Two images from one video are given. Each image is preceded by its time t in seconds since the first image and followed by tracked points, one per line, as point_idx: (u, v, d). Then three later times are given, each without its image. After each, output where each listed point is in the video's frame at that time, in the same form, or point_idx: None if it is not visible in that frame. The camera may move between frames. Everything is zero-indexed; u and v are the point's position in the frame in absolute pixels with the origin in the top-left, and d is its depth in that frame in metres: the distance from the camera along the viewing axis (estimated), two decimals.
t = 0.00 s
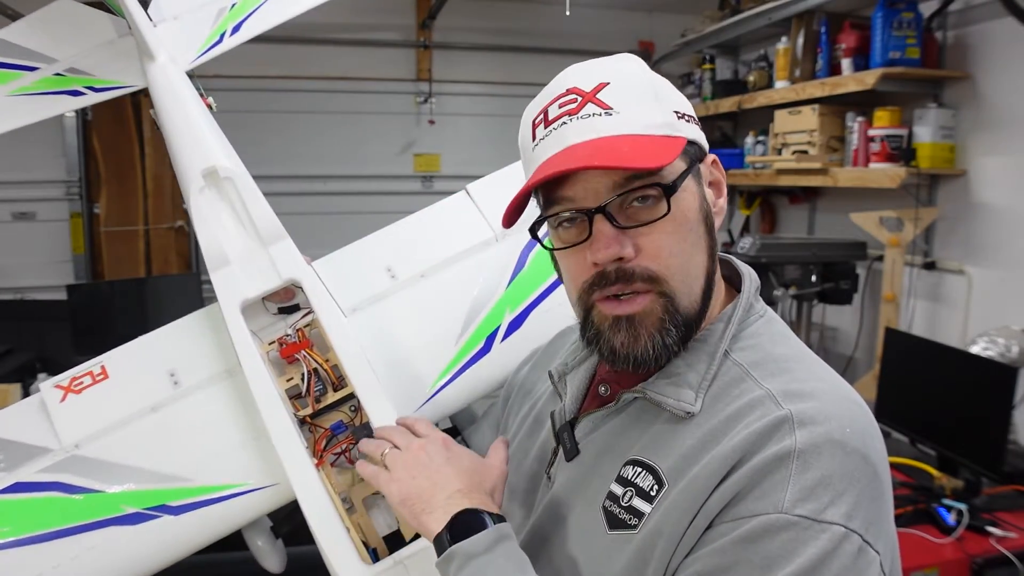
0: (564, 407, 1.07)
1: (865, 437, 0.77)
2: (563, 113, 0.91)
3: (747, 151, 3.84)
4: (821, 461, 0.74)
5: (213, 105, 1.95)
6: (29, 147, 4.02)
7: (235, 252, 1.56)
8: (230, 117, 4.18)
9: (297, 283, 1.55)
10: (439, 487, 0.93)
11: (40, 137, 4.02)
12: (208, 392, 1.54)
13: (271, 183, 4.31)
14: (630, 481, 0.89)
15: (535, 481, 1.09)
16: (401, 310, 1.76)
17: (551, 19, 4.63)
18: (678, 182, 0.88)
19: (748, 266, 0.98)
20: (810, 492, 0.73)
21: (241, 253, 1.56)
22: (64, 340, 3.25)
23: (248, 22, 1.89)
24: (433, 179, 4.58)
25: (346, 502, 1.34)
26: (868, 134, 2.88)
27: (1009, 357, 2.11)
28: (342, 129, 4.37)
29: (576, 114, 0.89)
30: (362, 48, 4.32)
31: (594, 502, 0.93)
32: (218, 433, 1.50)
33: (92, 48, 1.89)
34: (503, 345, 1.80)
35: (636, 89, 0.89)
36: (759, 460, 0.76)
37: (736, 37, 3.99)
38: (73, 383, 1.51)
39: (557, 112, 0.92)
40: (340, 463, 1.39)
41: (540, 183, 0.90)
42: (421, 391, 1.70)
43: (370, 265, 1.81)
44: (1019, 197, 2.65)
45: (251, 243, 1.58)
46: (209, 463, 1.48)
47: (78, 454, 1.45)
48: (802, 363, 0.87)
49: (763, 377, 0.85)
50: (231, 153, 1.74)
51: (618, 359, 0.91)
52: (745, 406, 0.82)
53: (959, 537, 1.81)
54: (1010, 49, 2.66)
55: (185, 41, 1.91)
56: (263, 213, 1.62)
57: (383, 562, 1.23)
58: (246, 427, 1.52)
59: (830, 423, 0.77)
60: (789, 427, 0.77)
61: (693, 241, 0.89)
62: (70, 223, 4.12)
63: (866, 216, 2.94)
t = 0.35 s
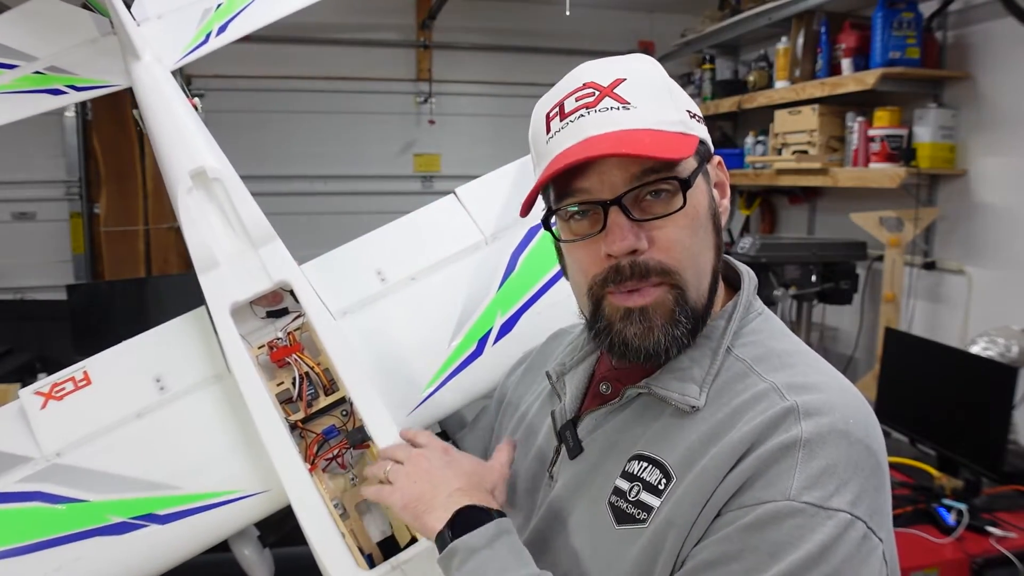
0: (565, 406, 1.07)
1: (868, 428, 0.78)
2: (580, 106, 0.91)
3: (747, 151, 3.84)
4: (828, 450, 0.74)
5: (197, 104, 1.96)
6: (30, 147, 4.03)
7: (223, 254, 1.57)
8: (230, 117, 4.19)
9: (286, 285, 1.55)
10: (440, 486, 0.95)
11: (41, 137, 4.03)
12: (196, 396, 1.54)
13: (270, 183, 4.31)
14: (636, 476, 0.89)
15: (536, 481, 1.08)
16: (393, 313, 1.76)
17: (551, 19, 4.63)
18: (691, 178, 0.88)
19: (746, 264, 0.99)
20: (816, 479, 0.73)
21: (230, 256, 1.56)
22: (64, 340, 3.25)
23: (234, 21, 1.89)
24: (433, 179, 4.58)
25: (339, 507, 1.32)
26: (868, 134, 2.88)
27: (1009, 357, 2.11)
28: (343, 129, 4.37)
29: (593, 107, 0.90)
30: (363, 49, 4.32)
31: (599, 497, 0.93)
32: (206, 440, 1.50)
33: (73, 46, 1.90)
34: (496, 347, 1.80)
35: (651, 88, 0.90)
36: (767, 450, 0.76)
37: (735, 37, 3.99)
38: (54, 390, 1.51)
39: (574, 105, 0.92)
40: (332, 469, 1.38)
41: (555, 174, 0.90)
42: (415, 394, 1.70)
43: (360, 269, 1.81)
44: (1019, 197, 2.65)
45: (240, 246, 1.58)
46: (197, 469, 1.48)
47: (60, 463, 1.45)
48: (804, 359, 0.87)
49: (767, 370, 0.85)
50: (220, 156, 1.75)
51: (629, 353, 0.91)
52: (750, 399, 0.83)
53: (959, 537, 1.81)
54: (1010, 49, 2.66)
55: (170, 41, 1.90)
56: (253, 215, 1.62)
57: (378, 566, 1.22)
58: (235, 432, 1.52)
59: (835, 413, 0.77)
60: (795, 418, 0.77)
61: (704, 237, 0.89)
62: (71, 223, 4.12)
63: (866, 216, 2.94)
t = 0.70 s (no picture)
0: (563, 407, 1.06)
1: (869, 429, 0.78)
2: (588, 97, 0.91)
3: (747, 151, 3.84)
4: (833, 454, 0.75)
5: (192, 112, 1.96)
6: (29, 147, 4.02)
7: (219, 259, 1.58)
8: (230, 117, 4.19)
9: (282, 289, 1.56)
10: (446, 528, 0.99)
11: (40, 137, 4.02)
12: (193, 402, 1.54)
13: (270, 183, 4.31)
14: (638, 480, 0.89)
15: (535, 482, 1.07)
16: (388, 316, 1.76)
17: (551, 19, 4.63)
18: (694, 174, 0.89)
19: (742, 265, 0.99)
20: (824, 486, 0.73)
21: (226, 261, 1.58)
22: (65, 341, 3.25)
23: (227, 27, 1.89)
24: (433, 179, 4.58)
25: (337, 511, 1.32)
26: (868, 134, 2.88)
27: (1009, 357, 2.11)
28: (343, 129, 4.37)
29: (601, 98, 0.90)
30: (363, 48, 4.32)
31: (601, 500, 0.92)
32: (205, 445, 1.51)
33: (66, 55, 1.90)
34: (491, 349, 1.79)
35: (660, 84, 0.90)
36: (771, 457, 0.76)
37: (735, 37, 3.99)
38: (52, 397, 1.52)
39: (581, 96, 0.92)
40: (330, 472, 1.38)
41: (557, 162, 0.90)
42: (411, 397, 1.70)
43: (355, 272, 1.81)
44: (1019, 197, 2.65)
45: (236, 252, 1.60)
46: (196, 474, 1.48)
47: (59, 469, 1.46)
48: (802, 359, 0.87)
49: (766, 372, 0.85)
50: (213, 161, 1.77)
51: (621, 346, 0.91)
52: (751, 403, 0.83)
53: (959, 537, 1.81)
54: (1010, 49, 2.66)
55: (165, 48, 1.90)
56: (248, 221, 1.64)
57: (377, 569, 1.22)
58: (234, 437, 1.53)
59: (837, 416, 0.77)
60: (798, 423, 0.77)
61: (703, 233, 0.90)
62: (70, 223, 4.12)
63: (866, 216, 2.95)
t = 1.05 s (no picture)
0: (565, 402, 1.05)
1: (866, 428, 0.79)
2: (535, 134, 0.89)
3: (747, 151, 3.84)
4: (828, 447, 0.75)
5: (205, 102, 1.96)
6: (30, 147, 4.03)
7: (229, 250, 1.58)
8: (230, 118, 4.19)
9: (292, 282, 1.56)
10: (415, 496, 0.96)
11: (41, 137, 4.03)
12: (200, 391, 1.55)
13: (270, 183, 4.31)
14: (636, 472, 0.89)
15: (536, 475, 1.09)
16: (396, 311, 1.75)
17: (551, 19, 4.63)
18: (610, 234, 0.82)
19: (750, 265, 0.97)
20: (817, 477, 0.74)
21: (235, 252, 1.57)
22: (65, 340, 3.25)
23: (241, 22, 1.90)
24: (433, 179, 4.58)
25: (341, 504, 1.30)
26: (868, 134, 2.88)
27: (1009, 357, 2.11)
28: (343, 129, 4.37)
29: (539, 140, 0.88)
30: (363, 48, 4.32)
31: (599, 493, 0.92)
32: (211, 435, 1.51)
33: (81, 44, 1.91)
34: (498, 345, 1.80)
35: (599, 132, 0.81)
36: (768, 446, 0.77)
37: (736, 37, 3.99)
38: (59, 383, 1.54)
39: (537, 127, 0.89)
40: (334, 465, 1.37)
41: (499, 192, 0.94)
42: (416, 392, 1.69)
43: (364, 266, 1.82)
44: (1019, 197, 2.65)
45: (246, 242, 1.60)
46: (200, 464, 1.48)
47: (63, 456, 1.45)
48: (803, 357, 0.88)
49: (768, 369, 0.85)
50: (224, 150, 1.76)
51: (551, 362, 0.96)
52: (751, 395, 0.83)
53: (959, 537, 1.81)
54: (1010, 49, 2.66)
55: (176, 41, 1.91)
56: (258, 212, 1.62)
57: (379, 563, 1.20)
58: (240, 427, 1.53)
59: (835, 412, 0.78)
60: (796, 416, 0.78)
61: (625, 288, 0.85)
62: (71, 223, 4.13)
63: (866, 217, 2.94)
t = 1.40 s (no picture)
0: (564, 407, 1.06)
1: (862, 440, 0.78)
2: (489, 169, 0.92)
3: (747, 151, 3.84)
4: (821, 462, 0.75)
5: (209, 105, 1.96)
6: (29, 147, 4.01)
7: (233, 252, 1.61)
8: (230, 117, 4.19)
9: (294, 284, 1.58)
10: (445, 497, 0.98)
11: (40, 137, 4.01)
12: (207, 392, 1.57)
13: (270, 183, 4.31)
14: (629, 481, 0.89)
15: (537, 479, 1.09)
16: (399, 311, 1.76)
17: (551, 19, 4.63)
18: (560, 276, 0.86)
19: (748, 265, 0.97)
20: (809, 494, 0.74)
21: (239, 254, 1.61)
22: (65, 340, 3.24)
23: (245, 22, 1.90)
24: (433, 178, 4.58)
25: (346, 503, 1.30)
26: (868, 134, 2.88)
27: (1009, 357, 2.11)
28: (343, 129, 4.37)
29: (490, 178, 0.91)
30: (363, 48, 4.32)
31: (592, 501, 0.93)
32: (218, 434, 1.51)
33: (88, 48, 1.92)
34: (503, 345, 1.81)
35: (538, 180, 0.83)
36: (759, 462, 0.77)
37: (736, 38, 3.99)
38: (71, 386, 1.56)
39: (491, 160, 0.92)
40: (339, 465, 1.37)
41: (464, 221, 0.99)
42: (421, 392, 1.68)
43: (369, 267, 1.83)
44: (1019, 197, 2.65)
45: (249, 245, 1.63)
46: (208, 464, 1.48)
47: (75, 456, 1.46)
48: (800, 364, 0.87)
49: (763, 377, 0.85)
50: (228, 154, 1.80)
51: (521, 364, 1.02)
52: (744, 407, 0.83)
53: (959, 537, 1.81)
54: (1010, 49, 2.66)
55: (180, 44, 1.92)
56: (262, 215, 1.67)
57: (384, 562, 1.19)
58: (247, 427, 1.53)
59: (829, 424, 0.77)
60: (789, 429, 0.77)
61: (575, 323, 0.88)
62: (70, 223, 4.12)
63: (866, 216, 2.94)
